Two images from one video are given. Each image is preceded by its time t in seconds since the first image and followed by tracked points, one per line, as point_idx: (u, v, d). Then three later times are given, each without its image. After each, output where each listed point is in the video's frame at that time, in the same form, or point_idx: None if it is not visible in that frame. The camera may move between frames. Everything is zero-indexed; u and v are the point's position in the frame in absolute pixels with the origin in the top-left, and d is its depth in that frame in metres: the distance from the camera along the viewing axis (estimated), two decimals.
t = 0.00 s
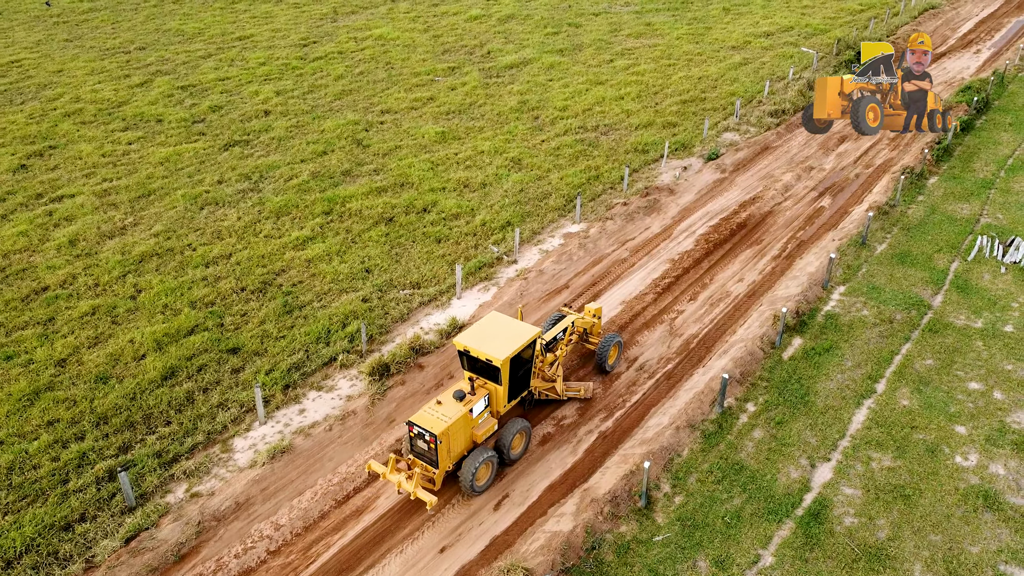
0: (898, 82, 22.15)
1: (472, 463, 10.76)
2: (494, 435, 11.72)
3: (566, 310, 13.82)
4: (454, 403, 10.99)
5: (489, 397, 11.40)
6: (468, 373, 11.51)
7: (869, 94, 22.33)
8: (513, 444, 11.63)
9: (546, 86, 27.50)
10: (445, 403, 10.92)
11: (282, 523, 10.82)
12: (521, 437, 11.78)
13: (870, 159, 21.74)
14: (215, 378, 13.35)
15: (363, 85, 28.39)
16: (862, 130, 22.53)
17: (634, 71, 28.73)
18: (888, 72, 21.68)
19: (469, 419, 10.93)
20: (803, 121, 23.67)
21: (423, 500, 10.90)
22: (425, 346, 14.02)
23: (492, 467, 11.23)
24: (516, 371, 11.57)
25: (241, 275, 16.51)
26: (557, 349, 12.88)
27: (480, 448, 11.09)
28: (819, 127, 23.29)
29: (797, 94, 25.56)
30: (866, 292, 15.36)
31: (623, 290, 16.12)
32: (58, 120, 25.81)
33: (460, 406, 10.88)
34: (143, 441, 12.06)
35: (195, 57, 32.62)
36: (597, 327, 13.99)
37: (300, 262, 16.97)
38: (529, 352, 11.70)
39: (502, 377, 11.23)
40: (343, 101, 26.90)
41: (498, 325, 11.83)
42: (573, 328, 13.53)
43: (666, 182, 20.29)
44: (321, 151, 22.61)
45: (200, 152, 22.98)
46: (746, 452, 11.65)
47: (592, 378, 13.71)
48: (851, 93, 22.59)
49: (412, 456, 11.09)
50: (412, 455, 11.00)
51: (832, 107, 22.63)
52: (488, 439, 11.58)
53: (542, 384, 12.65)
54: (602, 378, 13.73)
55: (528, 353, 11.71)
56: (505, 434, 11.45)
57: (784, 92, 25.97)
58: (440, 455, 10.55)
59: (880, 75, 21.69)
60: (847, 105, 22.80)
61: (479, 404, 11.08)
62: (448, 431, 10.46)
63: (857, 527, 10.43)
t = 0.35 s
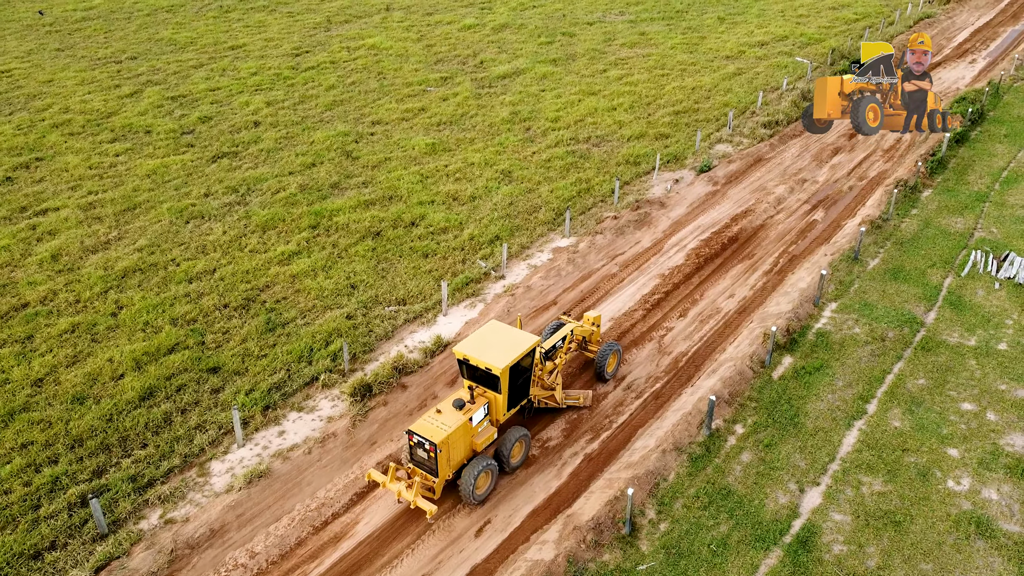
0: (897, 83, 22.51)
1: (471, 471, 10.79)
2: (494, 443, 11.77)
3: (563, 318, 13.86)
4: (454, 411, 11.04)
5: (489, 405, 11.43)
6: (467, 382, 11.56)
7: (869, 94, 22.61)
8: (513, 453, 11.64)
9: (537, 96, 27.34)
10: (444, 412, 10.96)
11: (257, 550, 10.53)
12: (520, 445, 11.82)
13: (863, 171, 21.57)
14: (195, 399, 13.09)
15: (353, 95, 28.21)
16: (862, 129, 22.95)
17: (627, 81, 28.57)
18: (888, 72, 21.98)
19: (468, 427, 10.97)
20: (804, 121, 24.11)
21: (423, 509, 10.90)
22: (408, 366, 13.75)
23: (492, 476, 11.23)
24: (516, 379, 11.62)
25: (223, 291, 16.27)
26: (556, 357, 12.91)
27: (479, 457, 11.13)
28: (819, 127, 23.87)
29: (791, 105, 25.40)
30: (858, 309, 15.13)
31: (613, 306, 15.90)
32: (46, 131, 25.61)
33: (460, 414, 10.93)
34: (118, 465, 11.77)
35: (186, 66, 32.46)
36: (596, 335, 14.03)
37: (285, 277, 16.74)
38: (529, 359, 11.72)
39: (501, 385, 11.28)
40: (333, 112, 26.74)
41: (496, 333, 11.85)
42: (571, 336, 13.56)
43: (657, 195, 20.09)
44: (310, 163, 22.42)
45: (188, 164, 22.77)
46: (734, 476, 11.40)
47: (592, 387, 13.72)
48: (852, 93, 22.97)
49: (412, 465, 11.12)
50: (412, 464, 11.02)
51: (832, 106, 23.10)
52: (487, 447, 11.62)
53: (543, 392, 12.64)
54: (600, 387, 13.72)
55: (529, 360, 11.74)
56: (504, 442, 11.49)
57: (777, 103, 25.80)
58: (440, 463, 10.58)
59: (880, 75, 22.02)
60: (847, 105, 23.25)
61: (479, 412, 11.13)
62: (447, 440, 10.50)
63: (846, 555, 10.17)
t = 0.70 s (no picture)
0: (897, 83, 22.52)
1: (471, 475, 10.81)
2: (493, 446, 11.78)
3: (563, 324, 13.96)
4: (454, 415, 11.06)
5: (488, 409, 11.45)
6: (467, 386, 11.58)
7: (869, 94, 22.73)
8: (513, 456, 11.67)
9: (531, 102, 27.17)
10: (444, 416, 10.99)
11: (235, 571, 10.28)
12: (520, 448, 11.85)
13: (858, 178, 21.39)
14: (175, 414, 12.87)
15: (345, 101, 28.03)
16: (863, 129, 23.06)
17: (621, 86, 28.39)
18: (888, 72, 22.02)
19: (468, 431, 10.98)
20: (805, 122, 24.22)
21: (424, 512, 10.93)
22: (393, 380, 13.55)
23: (492, 479, 11.27)
24: (515, 382, 11.63)
25: (208, 302, 16.05)
26: (557, 362, 12.88)
27: (479, 461, 11.16)
28: (819, 127, 24.09)
29: (785, 110, 25.20)
30: (850, 321, 14.92)
31: (603, 317, 15.68)
32: (34, 138, 25.42)
33: (460, 418, 10.94)
34: (95, 483, 11.52)
35: (178, 71, 32.30)
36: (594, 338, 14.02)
37: (271, 288, 16.53)
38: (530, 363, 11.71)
39: (501, 389, 11.27)
40: (325, 118, 26.57)
41: (496, 337, 11.86)
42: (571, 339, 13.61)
43: (650, 204, 19.89)
44: (299, 171, 22.24)
45: (176, 171, 22.57)
46: (722, 494, 11.16)
47: (591, 391, 13.70)
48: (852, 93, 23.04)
49: (412, 469, 11.11)
50: (412, 468, 11.02)
51: (832, 106, 23.17)
52: (487, 451, 11.63)
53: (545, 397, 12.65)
54: (599, 391, 13.70)
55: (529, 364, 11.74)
56: (504, 445, 11.51)
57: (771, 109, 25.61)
58: (440, 467, 10.58)
59: (880, 75, 22.07)
60: (847, 104, 23.32)
61: (479, 416, 11.17)
62: (447, 444, 10.51)
63: None
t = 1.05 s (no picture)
0: (897, 83, 22.20)
1: (472, 470, 10.79)
2: (493, 442, 11.74)
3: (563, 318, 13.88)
4: (454, 411, 11.03)
5: (488, 405, 11.43)
6: (467, 381, 11.55)
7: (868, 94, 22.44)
8: (513, 451, 11.61)
9: (523, 101, 26.87)
10: (444, 411, 10.96)
11: None
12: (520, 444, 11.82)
13: (854, 178, 21.12)
14: (153, 423, 12.61)
15: (336, 100, 27.71)
16: (862, 129, 22.78)
17: (615, 85, 28.09)
18: (888, 72, 21.77)
19: (468, 427, 10.95)
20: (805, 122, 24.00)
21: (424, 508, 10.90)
22: (376, 388, 13.31)
23: (492, 474, 11.22)
24: (515, 378, 11.62)
25: (191, 306, 15.78)
26: (556, 358, 12.89)
27: (479, 456, 11.14)
28: (819, 127, 23.81)
29: (781, 110, 24.90)
30: (843, 326, 14.66)
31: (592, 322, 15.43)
32: (20, 137, 25.10)
33: (460, 414, 10.91)
34: (69, 494, 11.26)
35: (168, 69, 31.97)
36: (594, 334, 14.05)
37: (255, 291, 16.27)
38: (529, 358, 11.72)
39: (501, 384, 11.27)
40: (315, 117, 26.27)
41: (495, 333, 11.85)
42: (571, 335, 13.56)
43: (642, 205, 19.62)
44: (287, 171, 21.95)
45: (163, 171, 22.27)
46: (710, 506, 10.91)
47: (591, 386, 13.72)
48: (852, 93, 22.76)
49: (412, 464, 11.09)
50: (412, 464, 11.00)
51: (832, 106, 22.93)
52: (487, 446, 11.60)
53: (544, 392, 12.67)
54: (599, 386, 13.71)
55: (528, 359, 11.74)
56: (504, 441, 11.46)
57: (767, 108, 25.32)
58: (441, 462, 10.57)
59: (880, 75, 21.81)
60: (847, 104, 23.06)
61: (479, 411, 11.15)
62: (448, 439, 10.50)
63: None
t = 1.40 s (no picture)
0: (897, 83, 21.40)
1: (472, 459, 10.82)
2: (493, 430, 11.78)
3: (563, 308, 13.84)
4: (454, 399, 11.04)
5: (489, 393, 11.42)
6: (467, 369, 11.53)
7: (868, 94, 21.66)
8: (513, 440, 11.67)
9: (516, 92, 26.53)
10: (444, 400, 10.96)
11: None
12: (520, 432, 11.84)
13: (851, 172, 20.82)
14: (132, 424, 12.38)
15: (327, 92, 27.36)
16: (862, 129, 21.90)
17: (609, 76, 27.73)
18: (888, 72, 21.08)
19: (468, 415, 10.97)
20: (804, 123, 23.18)
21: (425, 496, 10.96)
22: (360, 388, 13.06)
23: (492, 463, 11.27)
24: (515, 366, 11.58)
25: (175, 303, 15.53)
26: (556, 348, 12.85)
27: (479, 445, 11.15)
28: (819, 127, 22.98)
29: (777, 101, 24.56)
30: (837, 324, 14.42)
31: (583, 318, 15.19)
32: (7, 129, 24.76)
33: (460, 402, 10.90)
34: (44, 497, 11.03)
35: (159, 60, 31.57)
36: (593, 324, 14.01)
37: (240, 288, 15.99)
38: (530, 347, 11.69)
39: (501, 373, 11.24)
40: (305, 109, 25.94)
41: (494, 322, 11.80)
42: (571, 324, 13.58)
43: (634, 199, 19.32)
44: (276, 164, 21.65)
45: (150, 164, 21.97)
46: (697, 510, 10.70)
47: (592, 374, 13.71)
48: (851, 93, 22.00)
49: (412, 453, 11.11)
50: (412, 452, 11.03)
51: (831, 106, 22.10)
52: (487, 434, 11.62)
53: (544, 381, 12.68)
54: (599, 375, 13.71)
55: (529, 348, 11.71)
56: (504, 429, 11.50)
57: (763, 100, 24.97)
58: (441, 451, 10.60)
59: (880, 75, 21.10)
60: (847, 105, 22.19)
61: (479, 400, 11.15)
62: (448, 428, 10.52)
63: None
